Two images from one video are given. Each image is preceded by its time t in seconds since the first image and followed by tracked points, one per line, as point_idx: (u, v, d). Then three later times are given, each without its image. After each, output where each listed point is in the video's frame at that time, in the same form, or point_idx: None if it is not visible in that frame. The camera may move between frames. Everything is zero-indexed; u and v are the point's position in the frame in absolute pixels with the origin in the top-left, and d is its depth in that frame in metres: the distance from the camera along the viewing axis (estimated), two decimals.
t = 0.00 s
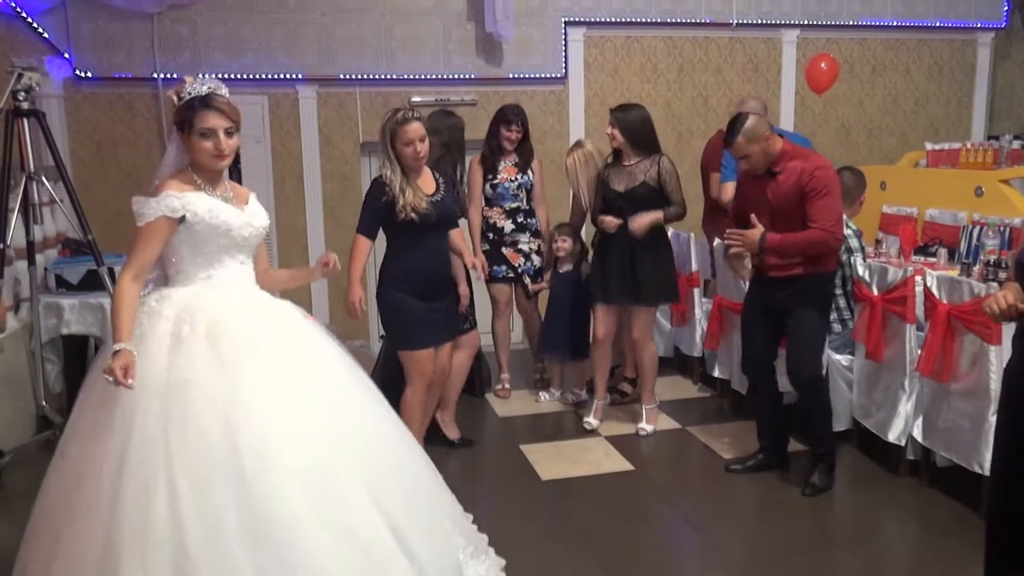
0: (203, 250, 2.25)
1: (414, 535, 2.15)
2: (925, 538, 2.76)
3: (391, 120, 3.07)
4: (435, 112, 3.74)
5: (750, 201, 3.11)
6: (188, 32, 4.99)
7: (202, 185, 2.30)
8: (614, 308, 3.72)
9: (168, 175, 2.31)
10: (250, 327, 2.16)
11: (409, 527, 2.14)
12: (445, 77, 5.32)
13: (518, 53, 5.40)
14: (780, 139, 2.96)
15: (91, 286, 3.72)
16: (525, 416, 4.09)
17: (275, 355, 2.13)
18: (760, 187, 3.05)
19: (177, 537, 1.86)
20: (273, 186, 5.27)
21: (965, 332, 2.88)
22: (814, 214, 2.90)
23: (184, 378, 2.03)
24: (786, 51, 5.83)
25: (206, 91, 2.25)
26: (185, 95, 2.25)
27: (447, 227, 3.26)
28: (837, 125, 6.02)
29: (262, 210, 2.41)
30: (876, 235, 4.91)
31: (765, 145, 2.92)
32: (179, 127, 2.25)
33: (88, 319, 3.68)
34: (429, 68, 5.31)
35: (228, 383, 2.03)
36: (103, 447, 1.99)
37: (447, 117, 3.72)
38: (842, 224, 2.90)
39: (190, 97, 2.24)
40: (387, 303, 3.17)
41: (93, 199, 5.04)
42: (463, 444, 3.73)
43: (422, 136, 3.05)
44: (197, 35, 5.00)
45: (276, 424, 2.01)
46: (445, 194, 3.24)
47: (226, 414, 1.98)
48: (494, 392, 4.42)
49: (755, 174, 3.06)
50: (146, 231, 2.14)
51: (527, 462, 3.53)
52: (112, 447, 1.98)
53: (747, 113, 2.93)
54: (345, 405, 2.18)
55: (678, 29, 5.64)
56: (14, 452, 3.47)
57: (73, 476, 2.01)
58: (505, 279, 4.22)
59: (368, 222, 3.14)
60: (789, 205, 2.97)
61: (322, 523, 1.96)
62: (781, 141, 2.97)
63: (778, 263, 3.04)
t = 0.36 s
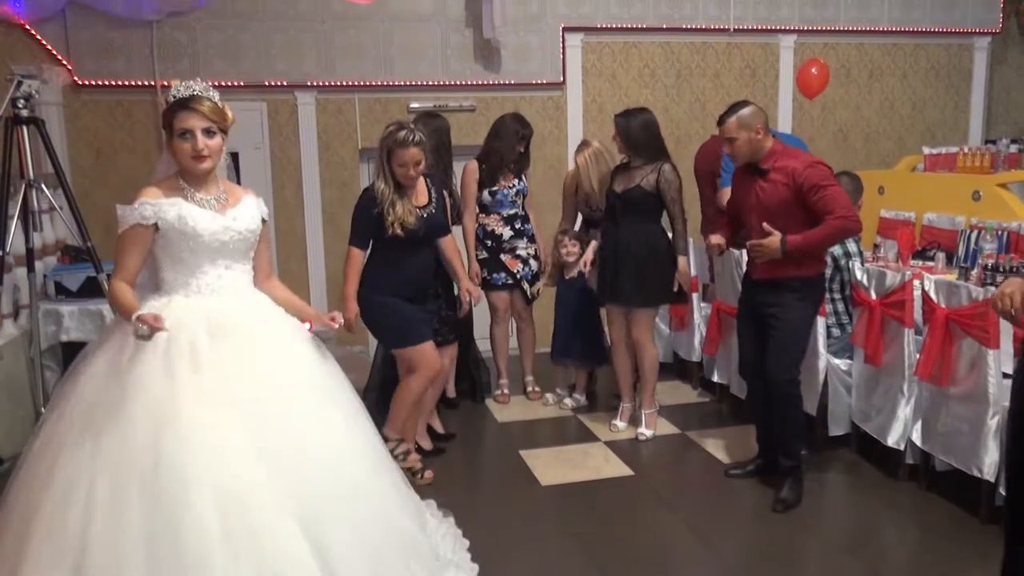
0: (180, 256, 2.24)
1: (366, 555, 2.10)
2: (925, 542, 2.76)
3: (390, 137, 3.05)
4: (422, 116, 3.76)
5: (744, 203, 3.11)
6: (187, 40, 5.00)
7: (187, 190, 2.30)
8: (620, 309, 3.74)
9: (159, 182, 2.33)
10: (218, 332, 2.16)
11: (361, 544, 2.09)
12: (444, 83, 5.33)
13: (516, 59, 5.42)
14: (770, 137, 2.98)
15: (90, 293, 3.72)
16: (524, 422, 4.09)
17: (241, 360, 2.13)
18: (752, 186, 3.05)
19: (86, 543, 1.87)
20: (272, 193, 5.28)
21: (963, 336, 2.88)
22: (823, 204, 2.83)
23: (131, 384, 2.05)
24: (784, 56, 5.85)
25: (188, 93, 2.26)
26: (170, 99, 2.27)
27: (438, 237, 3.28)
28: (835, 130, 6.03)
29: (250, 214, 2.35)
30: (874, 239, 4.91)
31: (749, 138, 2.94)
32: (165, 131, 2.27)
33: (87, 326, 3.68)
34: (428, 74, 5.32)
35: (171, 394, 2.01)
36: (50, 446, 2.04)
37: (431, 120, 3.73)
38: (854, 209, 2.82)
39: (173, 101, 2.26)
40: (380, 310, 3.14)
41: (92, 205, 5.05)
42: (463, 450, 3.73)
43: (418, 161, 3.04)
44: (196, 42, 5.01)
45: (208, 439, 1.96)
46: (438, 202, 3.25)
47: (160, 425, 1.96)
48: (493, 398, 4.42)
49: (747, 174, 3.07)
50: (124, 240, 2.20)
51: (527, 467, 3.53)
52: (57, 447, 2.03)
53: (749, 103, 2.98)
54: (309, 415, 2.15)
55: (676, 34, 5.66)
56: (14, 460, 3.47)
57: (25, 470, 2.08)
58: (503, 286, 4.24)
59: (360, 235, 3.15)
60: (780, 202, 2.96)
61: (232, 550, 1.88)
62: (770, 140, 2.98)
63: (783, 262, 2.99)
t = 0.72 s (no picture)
0: (174, 261, 2.24)
1: None
2: (924, 544, 2.76)
3: (385, 132, 3.06)
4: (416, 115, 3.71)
5: (746, 202, 3.10)
6: (187, 43, 5.00)
7: (184, 194, 2.30)
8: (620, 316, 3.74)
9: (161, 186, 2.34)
10: (199, 341, 2.14)
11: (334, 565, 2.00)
12: (444, 86, 5.34)
13: (516, 62, 5.43)
14: (780, 141, 2.96)
15: (90, 295, 3.72)
16: (524, 425, 4.09)
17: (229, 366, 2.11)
18: (756, 188, 3.04)
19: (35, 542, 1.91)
20: (272, 195, 5.28)
21: (963, 340, 2.88)
22: (810, 215, 2.81)
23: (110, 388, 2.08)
24: (783, 60, 5.86)
25: (187, 98, 2.27)
26: (169, 103, 2.28)
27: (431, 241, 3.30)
28: (835, 134, 6.04)
29: (247, 219, 2.32)
30: (874, 243, 4.91)
31: (760, 135, 2.91)
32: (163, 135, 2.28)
33: (86, 328, 3.67)
34: (428, 78, 5.33)
35: (139, 399, 2.02)
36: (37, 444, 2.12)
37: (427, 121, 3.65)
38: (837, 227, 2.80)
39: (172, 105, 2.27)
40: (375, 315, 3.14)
41: (91, 208, 5.05)
42: (464, 454, 3.73)
43: (418, 149, 3.06)
44: (196, 46, 5.02)
45: (162, 447, 1.95)
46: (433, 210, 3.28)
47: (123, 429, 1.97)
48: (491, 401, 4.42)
49: (753, 175, 3.06)
50: (122, 244, 2.21)
51: (527, 470, 3.52)
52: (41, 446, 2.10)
53: (762, 102, 2.96)
54: (294, 426, 2.10)
55: (675, 38, 5.67)
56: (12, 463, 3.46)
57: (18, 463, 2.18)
58: (501, 294, 4.23)
59: (358, 234, 3.09)
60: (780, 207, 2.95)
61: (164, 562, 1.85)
62: (779, 142, 2.95)
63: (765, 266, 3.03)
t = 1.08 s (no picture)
0: (193, 259, 2.28)
1: None
2: (922, 551, 2.76)
3: (384, 134, 3.09)
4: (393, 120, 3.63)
5: (765, 204, 3.08)
6: (189, 44, 5.00)
7: (202, 194, 2.33)
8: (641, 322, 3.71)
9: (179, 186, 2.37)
10: (217, 335, 2.16)
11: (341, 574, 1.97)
12: (445, 89, 5.35)
13: (517, 66, 5.43)
14: (802, 144, 2.94)
15: (89, 296, 3.71)
16: (523, 428, 4.09)
17: (243, 368, 2.10)
18: (776, 190, 3.01)
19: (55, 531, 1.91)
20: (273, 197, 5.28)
21: (963, 346, 2.88)
22: (829, 224, 2.82)
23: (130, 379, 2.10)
24: (784, 65, 5.87)
25: (204, 99, 2.30)
26: (185, 105, 2.32)
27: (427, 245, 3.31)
28: (835, 139, 6.04)
29: (265, 217, 2.37)
30: (874, 249, 4.94)
31: (783, 132, 2.90)
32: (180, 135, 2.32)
33: (86, 329, 3.67)
34: (429, 80, 5.33)
35: (158, 389, 2.03)
36: (57, 435, 2.13)
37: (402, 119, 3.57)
38: (856, 237, 2.81)
39: (190, 107, 2.30)
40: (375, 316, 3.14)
41: (92, 208, 5.05)
42: (462, 457, 3.73)
43: (419, 144, 3.09)
44: (198, 47, 5.02)
45: (179, 436, 1.95)
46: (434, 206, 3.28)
47: (141, 418, 1.98)
48: (491, 403, 4.43)
49: (773, 176, 3.04)
50: (143, 244, 2.24)
51: (525, 474, 3.52)
52: (60, 438, 2.12)
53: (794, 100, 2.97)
54: (305, 430, 2.08)
55: (676, 43, 5.67)
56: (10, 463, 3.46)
57: (36, 455, 2.19)
58: (509, 293, 4.23)
59: (361, 234, 3.06)
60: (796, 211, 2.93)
61: (180, 551, 1.85)
62: (802, 144, 2.94)
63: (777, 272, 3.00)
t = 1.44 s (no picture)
0: (228, 265, 2.27)
1: None
2: (924, 556, 2.76)
3: (393, 139, 3.08)
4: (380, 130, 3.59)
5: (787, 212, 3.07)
6: (191, 47, 5.01)
7: (232, 200, 2.33)
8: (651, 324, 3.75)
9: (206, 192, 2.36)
10: (264, 332, 2.19)
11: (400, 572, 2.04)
12: (447, 92, 5.35)
13: (519, 69, 5.44)
14: (826, 152, 2.94)
15: (91, 298, 3.71)
16: (524, 432, 4.08)
17: (294, 373, 2.13)
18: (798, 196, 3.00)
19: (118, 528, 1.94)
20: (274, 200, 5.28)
21: (965, 351, 2.88)
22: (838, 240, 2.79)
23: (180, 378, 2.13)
24: (785, 69, 5.87)
25: (236, 107, 2.31)
26: (217, 114, 2.32)
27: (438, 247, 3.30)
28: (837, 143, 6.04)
29: (292, 222, 2.39)
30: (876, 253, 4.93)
31: (808, 135, 2.92)
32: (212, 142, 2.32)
33: (88, 331, 3.66)
34: (431, 84, 5.34)
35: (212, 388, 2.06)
36: (103, 433, 2.15)
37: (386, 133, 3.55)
38: (866, 255, 2.77)
39: (223, 114, 2.31)
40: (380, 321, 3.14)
41: (94, 210, 5.05)
42: (462, 460, 3.72)
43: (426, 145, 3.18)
44: (200, 49, 5.03)
45: (237, 433, 1.99)
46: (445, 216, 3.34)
47: (198, 416, 2.01)
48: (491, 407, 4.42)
49: (796, 183, 3.03)
50: (177, 250, 2.22)
51: (526, 477, 3.52)
52: (107, 436, 2.13)
53: (829, 106, 2.96)
54: (357, 432, 2.12)
55: (678, 47, 5.68)
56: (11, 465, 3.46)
57: (78, 453, 2.20)
58: (522, 298, 4.23)
59: (372, 243, 3.03)
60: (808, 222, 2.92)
61: (247, 545, 1.90)
62: (827, 152, 2.94)
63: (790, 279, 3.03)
